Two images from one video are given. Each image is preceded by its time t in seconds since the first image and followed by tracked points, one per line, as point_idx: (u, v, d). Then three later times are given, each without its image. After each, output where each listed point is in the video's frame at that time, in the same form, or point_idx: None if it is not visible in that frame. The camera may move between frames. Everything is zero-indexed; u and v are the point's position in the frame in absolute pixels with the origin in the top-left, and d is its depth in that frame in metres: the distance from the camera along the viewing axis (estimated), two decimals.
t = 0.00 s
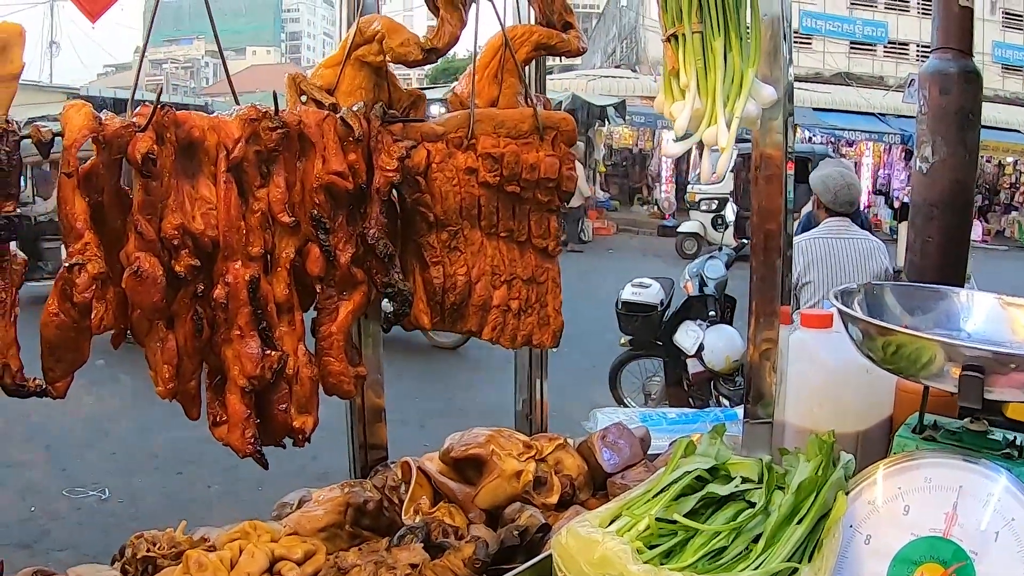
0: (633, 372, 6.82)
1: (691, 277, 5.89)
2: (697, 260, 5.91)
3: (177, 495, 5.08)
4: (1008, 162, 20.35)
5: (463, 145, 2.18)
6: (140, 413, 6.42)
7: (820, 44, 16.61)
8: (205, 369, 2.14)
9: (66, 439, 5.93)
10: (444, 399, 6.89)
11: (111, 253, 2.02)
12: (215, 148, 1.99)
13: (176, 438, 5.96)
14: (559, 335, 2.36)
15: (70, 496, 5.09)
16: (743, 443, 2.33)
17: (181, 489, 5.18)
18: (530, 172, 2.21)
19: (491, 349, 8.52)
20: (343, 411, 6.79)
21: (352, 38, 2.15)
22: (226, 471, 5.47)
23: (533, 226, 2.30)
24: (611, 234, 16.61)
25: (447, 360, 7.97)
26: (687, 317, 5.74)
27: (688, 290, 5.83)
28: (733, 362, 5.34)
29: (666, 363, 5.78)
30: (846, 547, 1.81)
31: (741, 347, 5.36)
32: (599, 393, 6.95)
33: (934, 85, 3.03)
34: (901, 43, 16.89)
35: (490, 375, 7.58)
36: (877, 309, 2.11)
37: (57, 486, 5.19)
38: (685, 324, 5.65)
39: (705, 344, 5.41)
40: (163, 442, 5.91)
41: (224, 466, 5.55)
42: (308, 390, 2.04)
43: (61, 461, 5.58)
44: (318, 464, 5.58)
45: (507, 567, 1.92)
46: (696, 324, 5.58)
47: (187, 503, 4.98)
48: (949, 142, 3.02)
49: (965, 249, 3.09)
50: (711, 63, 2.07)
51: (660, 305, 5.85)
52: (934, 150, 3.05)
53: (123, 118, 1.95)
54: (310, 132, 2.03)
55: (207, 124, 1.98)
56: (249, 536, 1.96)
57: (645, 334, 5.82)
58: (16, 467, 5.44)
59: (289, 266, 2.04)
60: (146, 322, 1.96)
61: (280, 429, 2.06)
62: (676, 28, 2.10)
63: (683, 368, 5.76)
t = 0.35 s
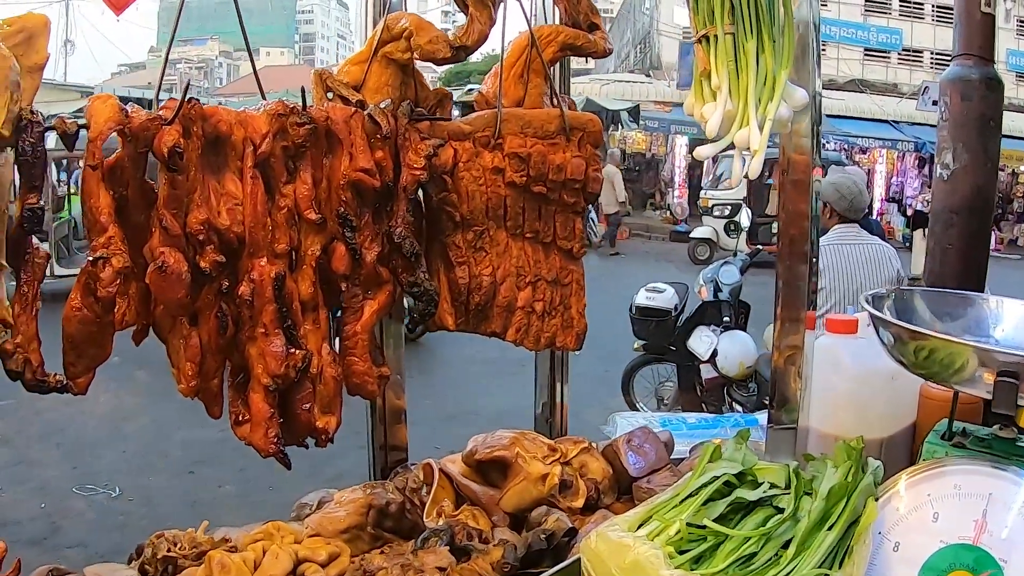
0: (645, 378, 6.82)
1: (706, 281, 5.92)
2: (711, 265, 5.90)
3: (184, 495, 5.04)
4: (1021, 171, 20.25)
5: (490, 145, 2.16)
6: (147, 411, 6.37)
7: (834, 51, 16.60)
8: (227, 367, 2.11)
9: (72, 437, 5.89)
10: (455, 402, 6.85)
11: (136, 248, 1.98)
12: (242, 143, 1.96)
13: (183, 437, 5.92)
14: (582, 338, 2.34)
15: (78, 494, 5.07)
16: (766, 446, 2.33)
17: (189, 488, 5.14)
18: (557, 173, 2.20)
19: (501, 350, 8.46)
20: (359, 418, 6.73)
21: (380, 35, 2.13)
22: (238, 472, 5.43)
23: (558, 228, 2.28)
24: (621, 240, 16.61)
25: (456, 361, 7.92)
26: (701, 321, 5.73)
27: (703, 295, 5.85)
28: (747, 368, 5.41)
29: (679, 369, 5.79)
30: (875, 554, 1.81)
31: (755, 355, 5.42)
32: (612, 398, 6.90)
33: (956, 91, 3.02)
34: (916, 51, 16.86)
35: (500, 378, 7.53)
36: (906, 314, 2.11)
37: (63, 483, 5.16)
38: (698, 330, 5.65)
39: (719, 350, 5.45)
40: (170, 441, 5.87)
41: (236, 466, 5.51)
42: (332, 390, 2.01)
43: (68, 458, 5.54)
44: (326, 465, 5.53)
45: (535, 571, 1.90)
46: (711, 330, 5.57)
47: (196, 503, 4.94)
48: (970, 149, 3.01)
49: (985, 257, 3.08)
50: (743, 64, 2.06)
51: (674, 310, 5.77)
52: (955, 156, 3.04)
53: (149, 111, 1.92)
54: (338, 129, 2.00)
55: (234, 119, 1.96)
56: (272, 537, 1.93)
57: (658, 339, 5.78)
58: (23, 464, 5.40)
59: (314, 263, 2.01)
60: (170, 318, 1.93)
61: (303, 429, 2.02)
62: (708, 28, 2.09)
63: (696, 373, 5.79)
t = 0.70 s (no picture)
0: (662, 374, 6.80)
1: (725, 280, 5.88)
2: (729, 263, 5.87)
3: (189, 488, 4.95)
4: None
5: (526, 132, 2.12)
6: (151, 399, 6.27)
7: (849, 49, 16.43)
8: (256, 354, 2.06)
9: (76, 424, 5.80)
10: (464, 395, 6.78)
11: (166, 230, 1.93)
12: (276, 124, 1.91)
13: (187, 425, 5.83)
14: (615, 330, 2.29)
15: (94, 483, 4.92)
16: (800, 443, 2.31)
17: (196, 478, 5.06)
18: (593, 162, 2.16)
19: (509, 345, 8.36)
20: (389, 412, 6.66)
21: (415, 18, 2.09)
22: (251, 462, 5.33)
23: (592, 218, 2.24)
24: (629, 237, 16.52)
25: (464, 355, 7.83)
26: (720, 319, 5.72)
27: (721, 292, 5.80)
28: (765, 366, 5.39)
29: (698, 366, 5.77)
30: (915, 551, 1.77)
31: (773, 353, 5.40)
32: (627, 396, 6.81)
33: (985, 88, 3.03)
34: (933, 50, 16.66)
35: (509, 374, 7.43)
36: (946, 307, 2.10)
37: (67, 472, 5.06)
38: (716, 326, 5.65)
39: (737, 348, 5.45)
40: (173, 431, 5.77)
41: (248, 457, 5.41)
42: (364, 379, 1.95)
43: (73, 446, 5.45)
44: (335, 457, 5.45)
45: (575, 566, 1.87)
46: (728, 327, 5.58)
47: (203, 495, 4.85)
48: (999, 147, 3.01)
49: (1012, 255, 3.07)
50: (787, 52, 2.06)
51: (692, 306, 5.80)
52: (983, 154, 3.04)
53: (181, 89, 1.87)
54: (373, 112, 1.95)
55: (268, 99, 1.90)
56: (304, 532, 1.86)
57: (677, 335, 5.81)
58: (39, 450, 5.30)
59: (348, 249, 1.96)
60: (199, 303, 1.88)
61: (334, 418, 1.97)
62: (751, 16, 2.12)
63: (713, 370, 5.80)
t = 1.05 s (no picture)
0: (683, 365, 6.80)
1: (740, 275, 5.82)
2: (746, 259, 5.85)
3: (199, 479, 4.95)
4: None
5: (555, 127, 2.13)
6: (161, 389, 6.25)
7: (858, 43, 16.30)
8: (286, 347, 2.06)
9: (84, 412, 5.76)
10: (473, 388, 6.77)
11: (199, 222, 1.93)
12: (310, 117, 1.91)
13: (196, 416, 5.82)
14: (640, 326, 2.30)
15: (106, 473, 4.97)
16: (823, 441, 2.33)
17: (206, 469, 5.05)
18: (621, 158, 2.16)
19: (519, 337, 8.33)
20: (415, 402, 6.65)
21: (446, 12, 2.08)
22: (262, 454, 5.32)
23: (620, 213, 2.24)
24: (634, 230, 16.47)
25: (474, 345, 7.81)
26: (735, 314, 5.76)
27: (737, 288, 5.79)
28: (781, 364, 5.39)
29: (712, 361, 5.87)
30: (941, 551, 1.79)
31: (789, 351, 5.40)
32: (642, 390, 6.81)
33: (1006, 87, 3.02)
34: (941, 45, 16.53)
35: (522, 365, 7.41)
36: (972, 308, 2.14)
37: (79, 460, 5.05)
38: (732, 324, 5.71)
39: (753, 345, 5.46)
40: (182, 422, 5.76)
41: (258, 448, 5.40)
42: (394, 373, 1.95)
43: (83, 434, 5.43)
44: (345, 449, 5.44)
45: (605, 560, 1.90)
46: (743, 324, 5.64)
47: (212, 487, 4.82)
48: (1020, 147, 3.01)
49: None
50: (819, 51, 2.08)
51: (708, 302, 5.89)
52: (1004, 154, 3.04)
53: (215, 81, 1.87)
54: (405, 106, 1.95)
55: (302, 92, 1.90)
56: (336, 523, 1.89)
57: (692, 331, 5.88)
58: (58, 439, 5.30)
59: (379, 242, 1.96)
60: (232, 296, 1.88)
61: (363, 411, 1.97)
62: (783, 14, 2.13)
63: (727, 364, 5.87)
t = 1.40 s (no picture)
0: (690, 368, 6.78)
1: (754, 275, 5.85)
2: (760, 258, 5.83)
3: (210, 472, 4.96)
4: None
5: (576, 126, 2.14)
6: (171, 381, 6.26)
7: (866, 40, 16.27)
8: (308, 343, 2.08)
9: (92, 403, 5.76)
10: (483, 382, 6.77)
11: (223, 218, 1.94)
12: (334, 115, 1.93)
13: (207, 408, 5.83)
14: (657, 325, 2.32)
15: (119, 465, 4.93)
16: (838, 441, 2.36)
17: (215, 460, 5.06)
18: (640, 158, 2.17)
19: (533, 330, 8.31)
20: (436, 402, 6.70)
21: (468, 12, 2.10)
22: (274, 446, 5.33)
23: (638, 212, 2.25)
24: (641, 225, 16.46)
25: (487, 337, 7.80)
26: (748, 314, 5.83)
27: (749, 288, 5.80)
28: (793, 363, 5.49)
29: (723, 360, 5.90)
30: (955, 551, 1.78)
31: (801, 351, 5.51)
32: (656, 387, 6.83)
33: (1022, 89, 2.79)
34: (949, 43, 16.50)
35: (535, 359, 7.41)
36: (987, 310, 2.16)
37: (88, 452, 5.07)
38: (744, 323, 5.77)
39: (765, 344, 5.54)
40: (194, 413, 5.77)
41: (270, 440, 5.41)
42: (415, 369, 1.97)
43: (92, 426, 5.43)
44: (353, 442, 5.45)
45: (625, 557, 1.92)
46: (756, 324, 5.69)
47: (224, 477, 4.88)
48: None
49: None
50: (839, 54, 2.09)
51: (721, 302, 5.85)
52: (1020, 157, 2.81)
53: (241, 78, 1.89)
54: (428, 105, 1.97)
55: (327, 90, 1.92)
56: (358, 517, 1.91)
57: (704, 330, 5.84)
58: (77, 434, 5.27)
59: (401, 240, 1.98)
60: (255, 291, 1.89)
61: (384, 407, 1.99)
62: (802, 17, 2.15)
63: (738, 363, 5.90)
